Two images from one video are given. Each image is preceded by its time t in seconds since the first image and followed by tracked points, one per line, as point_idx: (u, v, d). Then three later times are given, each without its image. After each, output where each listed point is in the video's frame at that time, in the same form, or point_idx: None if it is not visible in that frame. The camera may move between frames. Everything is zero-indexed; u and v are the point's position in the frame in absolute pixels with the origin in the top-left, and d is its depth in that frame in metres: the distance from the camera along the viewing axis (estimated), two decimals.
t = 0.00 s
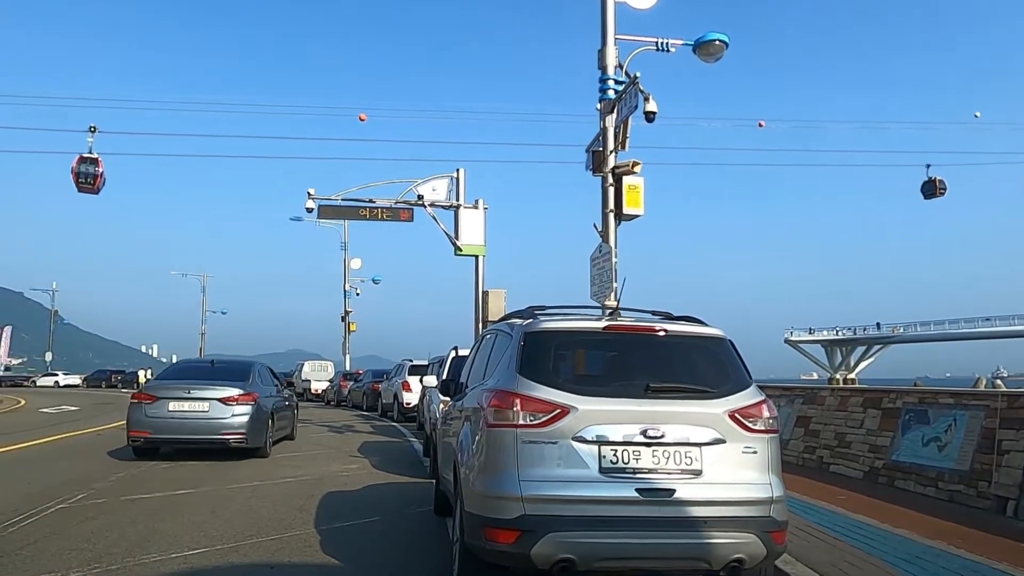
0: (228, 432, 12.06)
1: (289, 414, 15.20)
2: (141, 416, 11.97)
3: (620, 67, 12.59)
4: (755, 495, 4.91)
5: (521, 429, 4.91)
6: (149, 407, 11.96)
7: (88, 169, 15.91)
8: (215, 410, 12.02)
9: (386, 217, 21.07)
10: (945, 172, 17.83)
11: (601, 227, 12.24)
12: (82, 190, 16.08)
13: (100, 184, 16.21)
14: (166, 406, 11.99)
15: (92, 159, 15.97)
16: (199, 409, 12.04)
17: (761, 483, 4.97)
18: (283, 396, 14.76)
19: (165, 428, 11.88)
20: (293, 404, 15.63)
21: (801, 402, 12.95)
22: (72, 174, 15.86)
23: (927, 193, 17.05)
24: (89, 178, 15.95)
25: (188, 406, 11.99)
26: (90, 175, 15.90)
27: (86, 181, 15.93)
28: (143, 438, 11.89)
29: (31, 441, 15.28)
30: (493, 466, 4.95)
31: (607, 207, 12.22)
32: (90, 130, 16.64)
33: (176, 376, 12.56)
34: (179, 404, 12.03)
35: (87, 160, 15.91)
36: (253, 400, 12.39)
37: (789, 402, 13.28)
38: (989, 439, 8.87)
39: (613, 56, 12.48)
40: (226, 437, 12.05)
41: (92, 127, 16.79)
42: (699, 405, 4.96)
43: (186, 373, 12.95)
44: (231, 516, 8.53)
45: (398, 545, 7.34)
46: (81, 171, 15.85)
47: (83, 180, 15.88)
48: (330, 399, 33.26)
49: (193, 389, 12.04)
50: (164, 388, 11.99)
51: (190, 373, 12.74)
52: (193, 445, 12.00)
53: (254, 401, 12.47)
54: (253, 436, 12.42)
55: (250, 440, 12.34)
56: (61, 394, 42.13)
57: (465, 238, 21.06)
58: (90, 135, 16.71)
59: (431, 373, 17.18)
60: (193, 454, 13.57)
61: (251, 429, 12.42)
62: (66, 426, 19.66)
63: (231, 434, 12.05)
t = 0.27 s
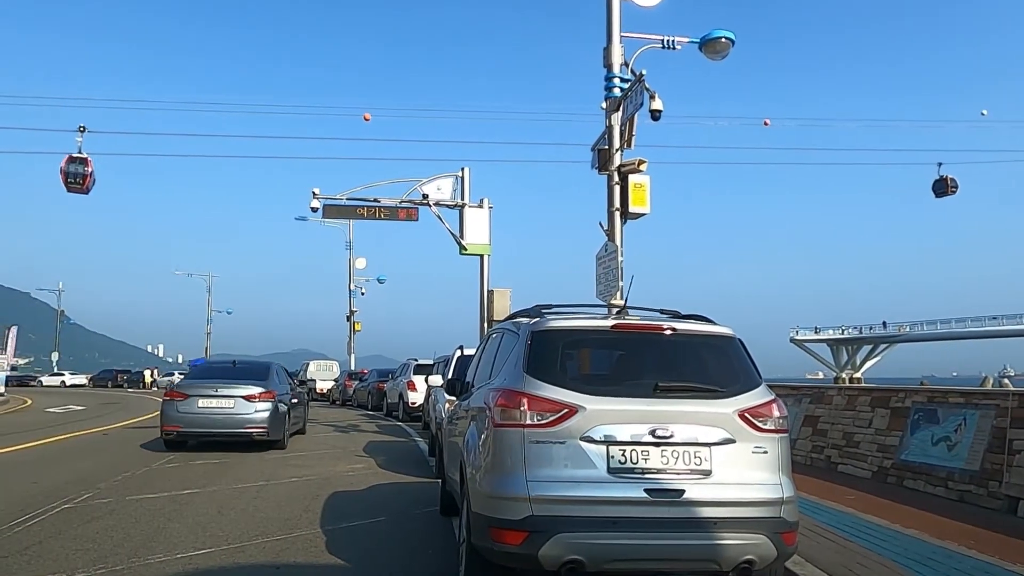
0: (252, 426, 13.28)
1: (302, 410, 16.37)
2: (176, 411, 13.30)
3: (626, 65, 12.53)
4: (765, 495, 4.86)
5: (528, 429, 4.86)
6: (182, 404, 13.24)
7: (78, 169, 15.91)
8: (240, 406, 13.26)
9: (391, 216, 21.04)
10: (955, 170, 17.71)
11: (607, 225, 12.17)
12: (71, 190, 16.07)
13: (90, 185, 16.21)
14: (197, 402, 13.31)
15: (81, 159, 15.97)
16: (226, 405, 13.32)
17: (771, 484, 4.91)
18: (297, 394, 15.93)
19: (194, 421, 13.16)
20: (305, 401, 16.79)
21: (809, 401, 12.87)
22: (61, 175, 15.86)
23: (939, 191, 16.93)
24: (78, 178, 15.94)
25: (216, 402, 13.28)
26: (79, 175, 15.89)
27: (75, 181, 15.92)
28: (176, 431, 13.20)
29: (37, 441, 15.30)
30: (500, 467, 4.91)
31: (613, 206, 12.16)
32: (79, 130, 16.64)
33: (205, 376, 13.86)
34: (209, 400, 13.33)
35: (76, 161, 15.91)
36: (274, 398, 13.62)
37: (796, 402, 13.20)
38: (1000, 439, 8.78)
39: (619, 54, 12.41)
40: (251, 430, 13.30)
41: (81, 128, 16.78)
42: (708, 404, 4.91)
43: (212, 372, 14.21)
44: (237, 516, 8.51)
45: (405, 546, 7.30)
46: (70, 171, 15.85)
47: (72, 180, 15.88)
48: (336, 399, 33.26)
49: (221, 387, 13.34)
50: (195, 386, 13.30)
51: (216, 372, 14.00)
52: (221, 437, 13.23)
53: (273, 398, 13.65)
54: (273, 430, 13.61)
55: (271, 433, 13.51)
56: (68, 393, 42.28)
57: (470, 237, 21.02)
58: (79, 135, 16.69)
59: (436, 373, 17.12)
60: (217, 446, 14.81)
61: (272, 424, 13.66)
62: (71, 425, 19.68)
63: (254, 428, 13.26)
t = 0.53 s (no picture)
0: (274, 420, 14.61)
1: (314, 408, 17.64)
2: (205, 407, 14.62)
3: (633, 63, 12.45)
4: (778, 496, 4.79)
5: (537, 429, 4.80)
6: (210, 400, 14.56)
7: (66, 169, 15.92)
8: (264, 403, 14.56)
9: (397, 216, 21.00)
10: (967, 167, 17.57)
11: (614, 224, 12.10)
12: (59, 190, 16.07)
13: (78, 185, 16.21)
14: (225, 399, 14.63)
15: (69, 159, 15.97)
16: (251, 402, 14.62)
17: (785, 485, 4.83)
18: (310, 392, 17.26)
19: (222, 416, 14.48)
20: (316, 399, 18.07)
21: (818, 400, 12.76)
22: (49, 175, 15.86)
23: (953, 189, 16.79)
24: (66, 178, 15.94)
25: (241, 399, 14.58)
26: (67, 175, 15.90)
27: (63, 181, 15.91)
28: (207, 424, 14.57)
29: (43, 442, 15.31)
30: (509, 467, 4.85)
31: (620, 205, 12.08)
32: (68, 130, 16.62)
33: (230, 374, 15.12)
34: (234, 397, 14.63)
35: (63, 161, 15.91)
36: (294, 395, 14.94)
37: (805, 401, 13.10)
38: (1013, 438, 8.67)
39: (626, 52, 12.33)
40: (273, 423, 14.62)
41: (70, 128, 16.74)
42: (720, 404, 4.84)
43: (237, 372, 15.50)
44: (243, 516, 8.48)
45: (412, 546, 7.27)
46: (58, 171, 15.86)
47: (59, 180, 15.87)
48: (342, 398, 33.28)
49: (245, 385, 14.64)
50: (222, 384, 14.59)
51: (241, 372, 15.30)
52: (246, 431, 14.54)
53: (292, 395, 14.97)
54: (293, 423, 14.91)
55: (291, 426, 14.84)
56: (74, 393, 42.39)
57: (476, 237, 20.96)
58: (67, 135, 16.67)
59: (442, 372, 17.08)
60: (240, 438, 16.20)
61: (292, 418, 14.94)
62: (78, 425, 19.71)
63: (277, 422, 14.59)
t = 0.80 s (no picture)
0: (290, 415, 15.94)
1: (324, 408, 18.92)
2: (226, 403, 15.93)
3: (638, 61, 12.38)
4: (789, 497, 4.72)
5: (545, 429, 4.74)
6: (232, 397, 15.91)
7: (55, 169, 15.92)
8: (279, 399, 15.89)
9: (402, 215, 20.96)
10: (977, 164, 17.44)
11: (620, 223, 12.04)
12: (49, 190, 16.04)
13: (67, 185, 16.19)
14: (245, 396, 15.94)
15: (59, 159, 15.98)
16: (269, 399, 15.95)
17: (795, 485, 4.77)
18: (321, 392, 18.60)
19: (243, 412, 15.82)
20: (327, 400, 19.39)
21: (825, 400, 12.68)
22: (38, 175, 15.86)
23: (965, 187, 16.67)
24: (55, 179, 15.94)
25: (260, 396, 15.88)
26: (56, 175, 15.90)
27: (52, 181, 15.90)
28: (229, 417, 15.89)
29: (49, 442, 15.34)
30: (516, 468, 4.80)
31: (626, 203, 12.02)
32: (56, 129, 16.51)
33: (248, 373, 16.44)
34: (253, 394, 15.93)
35: (52, 161, 15.91)
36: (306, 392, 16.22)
37: (813, 401, 13.02)
38: None
39: (631, 50, 12.27)
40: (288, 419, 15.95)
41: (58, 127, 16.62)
42: (730, 403, 4.78)
43: (253, 372, 16.82)
44: (249, 516, 8.45)
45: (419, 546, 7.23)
46: (47, 172, 15.86)
47: (49, 180, 15.88)
48: (348, 398, 33.28)
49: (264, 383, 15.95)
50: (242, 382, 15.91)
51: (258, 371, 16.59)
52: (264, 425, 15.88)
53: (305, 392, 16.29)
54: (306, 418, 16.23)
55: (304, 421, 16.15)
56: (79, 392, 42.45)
57: (481, 236, 20.92)
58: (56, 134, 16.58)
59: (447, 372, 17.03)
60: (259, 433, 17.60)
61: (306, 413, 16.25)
62: (83, 426, 19.74)
63: (292, 417, 15.93)
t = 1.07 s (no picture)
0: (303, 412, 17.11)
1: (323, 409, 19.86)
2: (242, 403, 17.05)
3: (643, 59, 12.32)
4: (799, 498, 4.67)
5: (552, 429, 4.70)
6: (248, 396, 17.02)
7: (41, 170, 15.92)
8: (293, 397, 17.02)
9: (406, 215, 20.92)
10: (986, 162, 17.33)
11: (625, 222, 11.98)
12: (35, 191, 16.04)
13: (53, 185, 16.18)
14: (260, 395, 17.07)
15: (45, 160, 15.97)
16: (283, 396, 17.08)
17: (805, 486, 4.72)
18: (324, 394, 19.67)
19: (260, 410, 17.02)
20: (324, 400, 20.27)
21: (832, 399, 12.60)
22: (24, 175, 15.88)
23: (977, 185, 16.58)
24: (40, 178, 15.92)
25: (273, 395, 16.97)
26: (42, 176, 15.89)
27: (38, 181, 15.91)
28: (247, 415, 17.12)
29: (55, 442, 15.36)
30: (523, 468, 4.75)
31: (631, 202, 11.95)
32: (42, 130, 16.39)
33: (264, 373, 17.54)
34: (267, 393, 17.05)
35: (39, 161, 15.95)
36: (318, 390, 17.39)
37: (819, 400, 12.95)
38: None
39: (636, 48, 12.21)
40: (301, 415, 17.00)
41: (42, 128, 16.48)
42: (739, 403, 4.73)
43: (268, 371, 17.92)
44: (254, 517, 8.43)
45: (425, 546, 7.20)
46: (33, 172, 15.86)
47: (33, 181, 15.85)
48: (353, 398, 33.27)
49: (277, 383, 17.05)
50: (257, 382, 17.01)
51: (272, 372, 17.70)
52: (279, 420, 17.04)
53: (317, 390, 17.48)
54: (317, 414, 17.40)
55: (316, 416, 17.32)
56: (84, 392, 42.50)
57: (486, 235, 20.88)
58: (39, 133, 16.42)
59: (453, 372, 16.97)
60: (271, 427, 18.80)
61: (318, 409, 17.34)
62: (88, 425, 19.76)
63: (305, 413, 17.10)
